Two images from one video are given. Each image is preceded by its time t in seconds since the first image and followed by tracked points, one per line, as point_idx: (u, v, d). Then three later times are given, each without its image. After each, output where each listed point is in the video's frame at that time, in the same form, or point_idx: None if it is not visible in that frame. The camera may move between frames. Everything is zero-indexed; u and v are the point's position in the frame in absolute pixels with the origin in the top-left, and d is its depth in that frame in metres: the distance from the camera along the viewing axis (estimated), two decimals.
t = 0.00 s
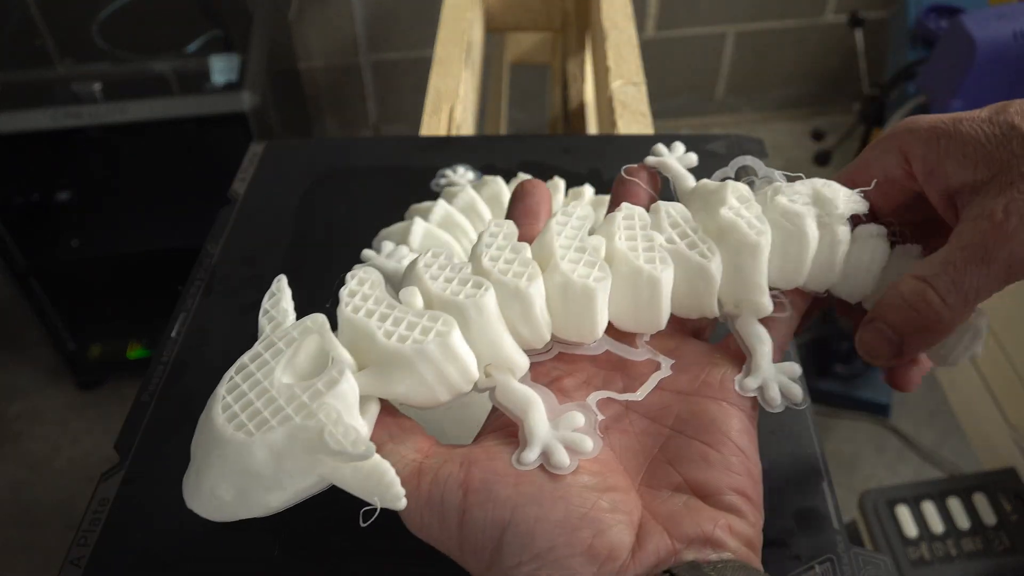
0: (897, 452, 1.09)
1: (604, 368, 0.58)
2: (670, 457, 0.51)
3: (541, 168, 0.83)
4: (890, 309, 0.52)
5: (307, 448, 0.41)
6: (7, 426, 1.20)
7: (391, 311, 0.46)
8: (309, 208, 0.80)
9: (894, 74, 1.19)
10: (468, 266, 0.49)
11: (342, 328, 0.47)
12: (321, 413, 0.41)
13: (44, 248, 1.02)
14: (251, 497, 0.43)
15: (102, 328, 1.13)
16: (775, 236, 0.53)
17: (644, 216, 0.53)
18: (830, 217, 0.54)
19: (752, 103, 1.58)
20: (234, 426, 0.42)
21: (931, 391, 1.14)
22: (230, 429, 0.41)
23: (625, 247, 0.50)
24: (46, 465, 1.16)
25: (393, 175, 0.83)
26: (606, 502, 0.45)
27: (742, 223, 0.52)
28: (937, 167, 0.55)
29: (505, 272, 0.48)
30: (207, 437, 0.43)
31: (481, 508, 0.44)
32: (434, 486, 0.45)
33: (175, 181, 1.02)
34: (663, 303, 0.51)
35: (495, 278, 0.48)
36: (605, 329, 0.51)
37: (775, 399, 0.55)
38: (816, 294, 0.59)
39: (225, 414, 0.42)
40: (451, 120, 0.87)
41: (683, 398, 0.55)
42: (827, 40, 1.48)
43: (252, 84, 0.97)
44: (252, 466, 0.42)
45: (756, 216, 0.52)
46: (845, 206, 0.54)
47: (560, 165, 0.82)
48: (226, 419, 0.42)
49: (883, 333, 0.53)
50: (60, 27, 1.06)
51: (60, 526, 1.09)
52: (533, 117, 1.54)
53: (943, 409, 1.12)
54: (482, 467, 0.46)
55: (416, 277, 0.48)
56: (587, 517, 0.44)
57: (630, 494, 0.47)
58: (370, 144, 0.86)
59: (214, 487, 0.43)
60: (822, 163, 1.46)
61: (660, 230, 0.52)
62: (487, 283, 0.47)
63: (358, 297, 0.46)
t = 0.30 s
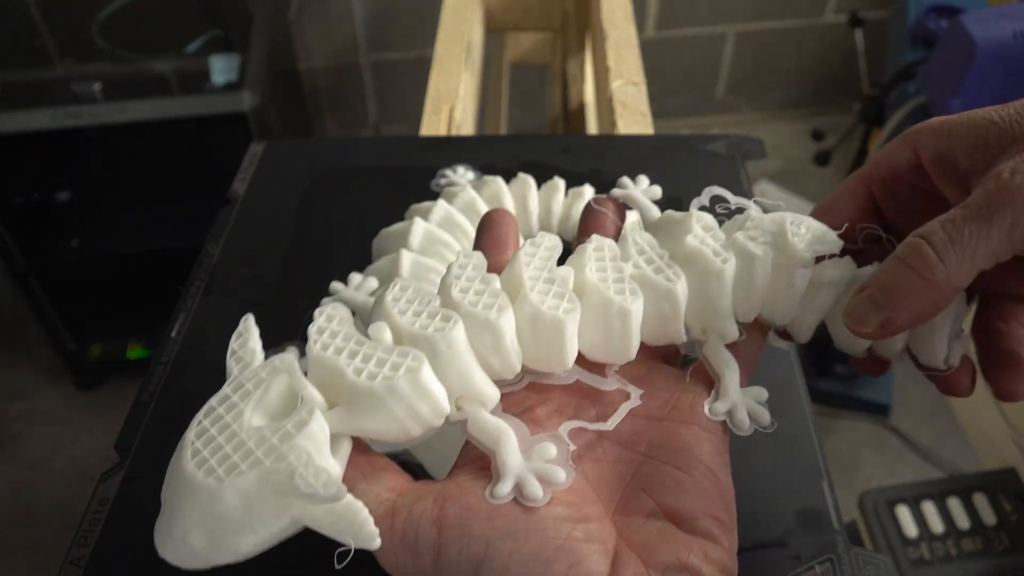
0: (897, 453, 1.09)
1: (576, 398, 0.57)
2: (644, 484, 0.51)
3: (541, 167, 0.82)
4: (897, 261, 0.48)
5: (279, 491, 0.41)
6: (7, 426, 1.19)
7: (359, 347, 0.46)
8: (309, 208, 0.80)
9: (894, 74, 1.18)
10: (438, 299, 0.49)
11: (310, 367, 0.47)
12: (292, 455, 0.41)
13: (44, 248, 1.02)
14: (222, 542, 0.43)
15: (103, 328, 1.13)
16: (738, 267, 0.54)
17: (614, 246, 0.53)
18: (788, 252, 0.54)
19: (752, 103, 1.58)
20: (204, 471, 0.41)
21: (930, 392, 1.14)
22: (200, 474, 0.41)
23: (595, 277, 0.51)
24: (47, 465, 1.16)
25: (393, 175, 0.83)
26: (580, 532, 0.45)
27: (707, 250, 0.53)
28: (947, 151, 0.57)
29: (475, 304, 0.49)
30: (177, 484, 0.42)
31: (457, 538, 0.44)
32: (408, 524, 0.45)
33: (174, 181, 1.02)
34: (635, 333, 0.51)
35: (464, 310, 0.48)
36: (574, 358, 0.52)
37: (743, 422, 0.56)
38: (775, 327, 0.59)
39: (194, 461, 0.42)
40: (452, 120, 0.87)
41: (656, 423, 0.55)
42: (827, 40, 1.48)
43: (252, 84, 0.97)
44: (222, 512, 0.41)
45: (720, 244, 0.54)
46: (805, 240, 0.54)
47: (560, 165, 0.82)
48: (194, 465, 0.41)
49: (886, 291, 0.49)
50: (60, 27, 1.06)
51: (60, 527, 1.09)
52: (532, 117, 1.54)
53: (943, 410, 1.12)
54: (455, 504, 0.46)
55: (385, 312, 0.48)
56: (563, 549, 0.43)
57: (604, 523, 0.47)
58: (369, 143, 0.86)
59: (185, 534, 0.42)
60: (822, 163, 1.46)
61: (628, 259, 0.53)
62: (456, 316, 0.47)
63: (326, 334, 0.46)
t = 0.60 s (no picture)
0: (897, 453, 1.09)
1: (539, 425, 0.56)
2: (613, 510, 0.51)
3: (541, 167, 0.82)
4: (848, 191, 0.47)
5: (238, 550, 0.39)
6: (7, 426, 1.19)
7: (314, 393, 0.45)
8: (309, 208, 0.80)
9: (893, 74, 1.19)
10: (393, 337, 0.49)
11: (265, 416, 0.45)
12: (248, 511, 0.40)
13: (44, 248, 1.02)
14: None
15: (103, 327, 1.13)
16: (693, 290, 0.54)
17: (570, 272, 0.53)
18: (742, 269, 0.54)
19: (752, 104, 1.58)
20: (158, 536, 0.39)
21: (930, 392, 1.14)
22: (154, 538, 0.39)
23: (552, 304, 0.50)
24: (47, 465, 1.16)
25: (393, 176, 0.83)
26: (549, 567, 0.46)
27: (659, 270, 0.53)
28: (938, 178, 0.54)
29: (431, 339, 0.48)
30: (131, 553, 0.40)
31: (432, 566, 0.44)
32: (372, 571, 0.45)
33: (175, 181, 1.02)
34: (594, 359, 0.51)
35: (421, 346, 0.48)
36: (534, 390, 0.51)
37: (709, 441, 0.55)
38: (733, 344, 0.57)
39: (148, 526, 0.40)
40: (451, 120, 0.87)
41: (622, 447, 0.55)
42: (828, 40, 1.48)
43: (252, 84, 0.97)
44: None
45: (672, 262, 0.54)
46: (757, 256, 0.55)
47: (560, 165, 0.82)
48: (148, 531, 0.39)
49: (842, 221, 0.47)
50: (60, 27, 1.06)
51: (61, 527, 1.09)
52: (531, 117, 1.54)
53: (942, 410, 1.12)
54: (420, 545, 0.46)
55: (340, 353, 0.48)
56: None
57: (572, 553, 0.48)
58: (369, 144, 0.86)
59: None
60: (823, 163, 1.46)
61: (583, 282, 0.53)
62: (412, 353, 0.47)
63: (280, 381, 0.45)
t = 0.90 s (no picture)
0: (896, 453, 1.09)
1: (517, 428, 0.56)
2: (591, 510, 0.52)
3: (541, 167, 0.83)
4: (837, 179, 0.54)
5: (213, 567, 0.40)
6: (7, 426, 1.19)
7: (289, 405, 0.44)
8: (308, 208, 0.80)
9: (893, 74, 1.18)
10: (364, 345, 0.48)
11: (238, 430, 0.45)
12: (223, 527, 0.40)
13: (44, 248, 1.02)
14: None
15: (103, 327, 1.13)
16: (659, 295, 0.53)
17: (542, 272, 0.52)
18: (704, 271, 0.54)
19: (752, 103, 1.58)
20: (132, 554, 0.39)
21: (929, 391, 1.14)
22: (127, 557, 0.39)
23: (525, 307, 0.50)
24: (48, 465, 1.16)
25: (393, 176, 0.83)
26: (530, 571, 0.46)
27: (624, 272, 0.52)
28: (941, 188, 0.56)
29: (403, 346, 0.47)
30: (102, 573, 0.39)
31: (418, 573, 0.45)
32: None
33: (175, 181, 1.02)
34: (568, 359, 0.51)
35: (392, 352, 0.47)
36: (510, 392, 0.51)
37: (663, 446, 0.54)
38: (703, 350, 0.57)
39: (120, 545, 0.39)
40: (451, 120, 0.87)
41: (603, 448, 0.55)
42: (828, 40, 1.47)
43: (252, 84, 0.97)
44: None
45: (639, 264, 0.53)
46: (723, 263, 0.54)
47: (559, 165, 0.82)
48: (120, 548, 0.39)
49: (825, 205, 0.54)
50: (61, 27, 1.06)
51: (60, 527, 1.09)
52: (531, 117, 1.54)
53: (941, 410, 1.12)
54: (398, 555, 0.46)
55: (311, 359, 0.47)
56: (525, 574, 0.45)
57: (553, 556, 0.49)
58: (369, 144, 0.86)
59: None
60: (822, 163, 1.46)
61: (556, 283, 0.52)
62: (385, 360, 0.46)
63: (252, 395, 0.44)
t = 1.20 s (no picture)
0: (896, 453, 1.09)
1: (515, 424, 0.57)
2: (586, 508, 0.52)
3: (541, 167, 0.82)
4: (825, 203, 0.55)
5: (211, 556, 0.39)
6: (7, 426, 1.19)
7: (287, 396, 0.44)
8: (308, 209, 0.80)
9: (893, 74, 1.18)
10: (363, 339, 0.48)
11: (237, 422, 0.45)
12: (221, 515, 0.39)
13: (45, 248, 1.02)
14: None
15: (103, 327, 1.13)
16: (654, 294, 0.53)
17: (540, 268, 0.52)
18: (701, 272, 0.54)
19: (752, 103, 1.58)
20: (128, 541, 0.38)
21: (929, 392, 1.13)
22: (123, 545, 0.38)
23: (522, 304, 0.50)
24: (49, 465, 1.16)
25: (393, 176, 0.83)
26: (527, 566, 0.46)
27: (620, 274, 0.51)
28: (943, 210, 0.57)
29: (402, 341, 0.47)
30: (96, 562, 0.39)
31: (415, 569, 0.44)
32: None
33: (174, 181, 1.02)
34: (565, 356, 0.51)
35: (391, 347, 0.47)
36: (507, 389, 0.51)
37: (652, 449, 0.53)
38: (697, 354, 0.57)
39: (116, 533, 0.39)
40: (451, 120, 0.87)
41: (598, 447, 0.55)
42: (828, 40, 1.47)
43: (252, 84, 0.97)
44: None
45: (636, 266, 0.52)
46: (720, 268, 0.54)
47: (559, 165, 0.82)
48: (115, 535, 0.38)
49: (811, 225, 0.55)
50: (61, 27, 1.06)
51: (60, 527, 1.09)
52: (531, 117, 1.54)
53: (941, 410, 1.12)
54: (395, 548, 0.46)
55: (310, 353, 0.47)
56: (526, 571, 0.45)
57: (551, 552, 0.48)
58: (368, 144, 0.86)
59: None
60: (822, 163, 1.46)
61: (554, 280, 0.52)
62: (385, 354, 0.46)
63: (251, 384, 0.44)
